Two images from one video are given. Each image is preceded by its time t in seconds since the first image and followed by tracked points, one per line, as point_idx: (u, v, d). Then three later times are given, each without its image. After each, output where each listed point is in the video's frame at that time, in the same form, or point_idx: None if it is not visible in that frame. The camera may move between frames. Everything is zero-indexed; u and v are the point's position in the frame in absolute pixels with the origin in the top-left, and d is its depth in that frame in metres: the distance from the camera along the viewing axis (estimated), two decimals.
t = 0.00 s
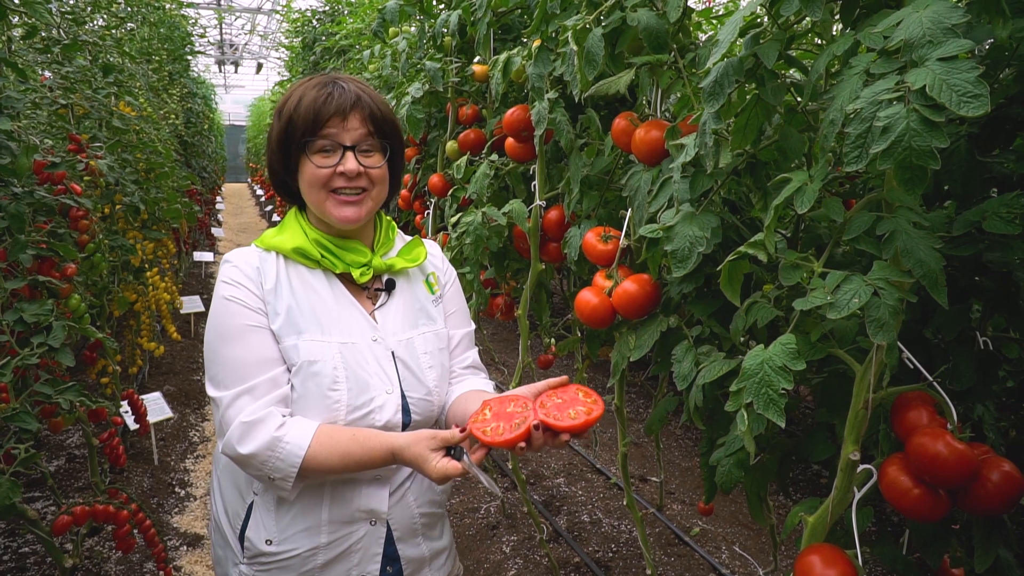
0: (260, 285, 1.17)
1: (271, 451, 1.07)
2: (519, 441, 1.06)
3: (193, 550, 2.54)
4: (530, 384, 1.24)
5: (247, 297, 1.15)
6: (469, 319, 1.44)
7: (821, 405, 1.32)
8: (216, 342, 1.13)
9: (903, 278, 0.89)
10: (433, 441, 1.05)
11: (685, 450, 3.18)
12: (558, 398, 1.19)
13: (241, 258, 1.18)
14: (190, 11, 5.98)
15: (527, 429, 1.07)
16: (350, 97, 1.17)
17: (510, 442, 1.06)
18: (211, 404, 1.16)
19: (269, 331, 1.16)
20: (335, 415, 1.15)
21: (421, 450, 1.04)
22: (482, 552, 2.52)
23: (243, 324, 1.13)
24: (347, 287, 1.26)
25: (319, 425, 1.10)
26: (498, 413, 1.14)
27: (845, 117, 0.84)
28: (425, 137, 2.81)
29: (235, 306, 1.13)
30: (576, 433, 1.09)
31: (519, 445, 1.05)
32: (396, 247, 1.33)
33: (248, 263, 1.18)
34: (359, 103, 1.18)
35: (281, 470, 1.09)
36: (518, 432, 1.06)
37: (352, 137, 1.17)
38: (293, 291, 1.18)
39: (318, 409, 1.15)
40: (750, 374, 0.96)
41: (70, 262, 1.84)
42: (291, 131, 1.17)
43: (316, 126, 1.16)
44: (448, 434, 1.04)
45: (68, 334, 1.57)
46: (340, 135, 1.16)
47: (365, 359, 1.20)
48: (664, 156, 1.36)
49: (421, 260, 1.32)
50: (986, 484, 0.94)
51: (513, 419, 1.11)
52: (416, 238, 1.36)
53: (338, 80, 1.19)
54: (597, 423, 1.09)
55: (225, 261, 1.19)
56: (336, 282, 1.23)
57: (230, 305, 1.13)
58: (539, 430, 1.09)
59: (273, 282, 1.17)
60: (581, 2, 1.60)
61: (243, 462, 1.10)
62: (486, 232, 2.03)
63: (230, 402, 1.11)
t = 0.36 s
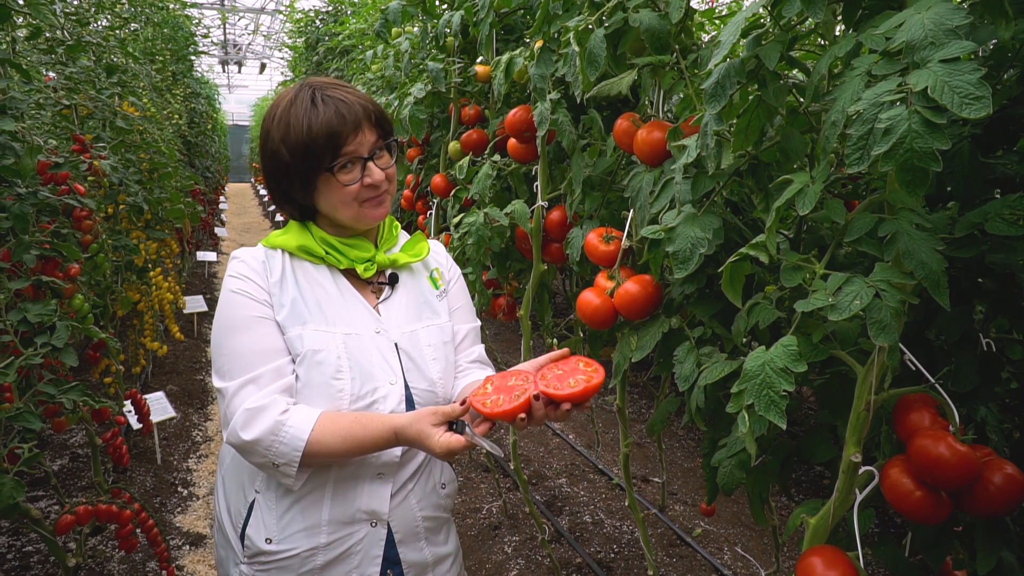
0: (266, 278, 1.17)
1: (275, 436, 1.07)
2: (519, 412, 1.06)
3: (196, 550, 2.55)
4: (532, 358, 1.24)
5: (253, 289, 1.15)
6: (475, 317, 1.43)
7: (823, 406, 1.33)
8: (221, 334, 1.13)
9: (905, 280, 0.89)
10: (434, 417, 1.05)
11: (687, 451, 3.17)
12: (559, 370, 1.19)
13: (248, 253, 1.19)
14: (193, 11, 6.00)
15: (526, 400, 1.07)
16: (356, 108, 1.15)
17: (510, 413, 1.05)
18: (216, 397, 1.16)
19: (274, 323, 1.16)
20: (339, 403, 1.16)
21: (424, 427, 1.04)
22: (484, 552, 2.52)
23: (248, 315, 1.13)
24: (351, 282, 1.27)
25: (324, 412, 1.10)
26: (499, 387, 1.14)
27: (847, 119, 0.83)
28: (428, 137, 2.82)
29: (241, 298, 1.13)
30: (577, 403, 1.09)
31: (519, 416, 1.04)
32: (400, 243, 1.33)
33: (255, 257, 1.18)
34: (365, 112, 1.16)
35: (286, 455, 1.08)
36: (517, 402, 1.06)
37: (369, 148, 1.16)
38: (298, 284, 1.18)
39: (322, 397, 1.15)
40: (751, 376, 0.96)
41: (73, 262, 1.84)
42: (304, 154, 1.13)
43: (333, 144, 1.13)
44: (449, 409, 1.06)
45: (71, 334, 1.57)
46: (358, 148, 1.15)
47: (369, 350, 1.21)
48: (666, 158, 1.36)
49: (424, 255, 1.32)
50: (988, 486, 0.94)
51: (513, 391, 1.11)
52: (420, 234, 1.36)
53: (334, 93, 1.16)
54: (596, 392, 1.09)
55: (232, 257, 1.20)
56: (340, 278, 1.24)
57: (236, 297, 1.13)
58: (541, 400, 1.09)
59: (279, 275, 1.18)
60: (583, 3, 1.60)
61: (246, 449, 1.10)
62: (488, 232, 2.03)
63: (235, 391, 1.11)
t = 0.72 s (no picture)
0: (269, 286, 1.17)
1: (276, 449, 1.08)
2: (515, 429, 1.07)
3: (199, 549, 2.55)
4: (531, 374, 1.25)
5: (256, 298, 1.16)
6: (478, 321, 1.43)
7: (825, 407, 1.32)
8: (224, 342, 1.14)
9: (906, 282, 0.89)
10: (433, 434, 1.06)
11: (690, 452, 3.17)
12: (557, 386, 1.20)
13: (251, 259, 1.19)
14: (197, 12, 6.02)
15: (523, 418, 1.08)
16: (353, 123, 1.13)
17: (507, 430, 1.07)
18: (219, 403, 1.17)
19: (276, 332, 1.17)
20: (341, 416, 1.17)
21: (423, 444, 1.05)
22: (487, 553, 2.52)
23: (251, 325, 1.14)
24: (354, 290, 1.27)
25: (325, 424, 1.11)
26: (497, 403, 1.16)
27: (848, 120, 0.83)
28: (431, 138, 2.82)
29: (244, 306, 1.14)
30: (574, 420, 1.09)
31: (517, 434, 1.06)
32: (404, 250, 1.33)
33: (258, 264, 1.19)
34: (362, 129, 1.14)
35: (286, 467, 1.10)
36: (515, 419, 1.07)
37: (358, 167, 1.15)
38: (301, 293, 1.19)
39: (324, 409, 1.16)
40: (752, 377, 0.96)
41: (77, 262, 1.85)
42: (294, 164, 1.14)
43: (322, 159, 1.13)
44: (446, 426, 1.06)
45: (75, 334, 1.58)
46: (346, 166, 1.14)
47: (371, 361, 1.21)
48: (669, 158, 1.35)
49: (429, 264, 1.32)
50: (990, 488, 0.94)
51: (511, 409, 1.12)
52: (425, 241, 1.35)
53: (337, 104, 1.14)
54: (593, 407, 1.09)
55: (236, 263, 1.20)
56: (343, 285, 1.23)
57: (239, 305, 1.14)
58: (537, 417, 1.10)
59: (281, 283, 1.18)
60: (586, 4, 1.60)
61: (249, 459, 1.11)
62: (491, 233, 2.04)
63: (237, 401, 1.12)
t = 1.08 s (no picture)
0: (272, 299, 1.16)
1: (280, 470, 1.09)
2: (517, 461, 1.06)
3: (202, 548, 2.56)
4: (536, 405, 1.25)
5: (260, 313, 1.15)
6: (483, 326, 1.43)
7: (826, 407, 1.33)
8: (228, 358, 1.14)
9: (906, 280, 0.89)
10: (435, 463, 1.07)
11: (693, 451, 3.17)
12: (559, 418, 1.18)
13: (255, 270, 1.18)
14: (201, 12, 6.04)
15: (524, 450, 1.07)
16: (402, 164, 1.11)
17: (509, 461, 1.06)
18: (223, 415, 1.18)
19: (280, 348, 1.16)
20: (344, 434, 1.18)
21: (425, 473, 1.07)
22: (489, 552, 2.52)
23: (256, 341, 1.14)
24: (361, 305, 1.26)
25: (329, 444, 1.12)
26: (499, 436, 1.15)
27: (848, 120, 0.83)
28: (433, 137, 2.82)
29: (247, 322, 1.13)
30: (575, 452, 1.09)
31: (518, 465, 1.05)
32: (412, 261, 1.31)
33: (261, 275, 1.18)
34: (409, 168, 1.11)
35: (289, 487, 1.11)
36: (516, 452, 1.07)
37: (399, 207, 1.12)
38: (305, 307, 1.17)
39: (328, 426, 1.17)
40: (752, 376, 0.96)
41: (81, 262, 1.86)
42: (333, 198, 1.09)
43: (366, 196, 1.09)
44: (447, 455, 1.07)
45: (78, 333, 1.58)
46: (388, 205, 1.11)
47: (376, 378, 1.21)
48: (670, 158, 1.36)
49: (437, 276, 1.31)
50: (989, 487, 0.94)
51: (512, 441, 1.12)
52: (432, 252, 1.34)
53: (384, 139, 1.11)
54: (592, 440, 1.09)
55: (239, 272, 1.19)
56: (349, 300, 1.22)
57: (242, 321, 1.13)
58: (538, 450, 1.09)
59: (285, 297, 1.16)
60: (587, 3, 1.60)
61: (253, 477, 1.12)
62: (492, 233, 2.04)
63: (241, 418, 1.12)
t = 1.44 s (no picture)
0: (276, 303, 1.16)
1: (289, 479, 1.09)
2: (537, 475, 1.04)
3: (204, 546, 2.57)
4: (552, 416, 1.23)
5: (263, 317, 1.15)
6: (489, 326, 1.43)
7: (827, 406, 1.32)
8: (232, 364, 1.14)
9: (905, 279, 0.89)
10: (450, 472, 1.07)
11: (695, 451, 3.17)
12: (577, 430, 1.16)
13: (258, 274, 1.18)
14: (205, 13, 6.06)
15: (544, 464, 1.05)
16: (409, 156, 1.10)
17: (529, 475, 1.04)
18: (227, 421, 1.18)
19: (285, 353, 1.16)
20: (353, 439, 1.18)
21: (439, 481, 1.06)
22: (490, 551, 2.53)
23: (261, 346, 1.14)
24: (368, 307, 1.26)
25: (337, 450, 1.12)
26: (516, 447, 1.13)
27: (847, 118, 0.83)
28: (435, 137, 2.83)
29: (251, 327, 1.13)
30: (595, 468, 1.07)
31: (537, 479, 1.03)
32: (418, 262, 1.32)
33: (264, 279, 1.18)
34: (416, 160, 1.11)
35: (298, 495, 1.11)
36: (536, 466, 1.05)
37: (408, 201, 1.12)
38: (309, 312, 1.17)
39: (336, 432, 1.18)
40: (751, 374, 0.96)
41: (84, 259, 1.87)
42: (342, 195, 1.09)
43: (375, 191, 1.09)
44: (463, 467, 1.06)
45: (80, 331, 1.58)
46: (397, 199, 1.11)
47: (384, 381, 1.21)
48: (671, 157, 1.36)
49: (443, 277, 1.31)
50: (989, 486, 0.94)
51: (531, 454, 1.10)
52: (438, 252, 1.35)
53: (389, 131, 1.11)
54: (613, 457, 1.06)
55: (241, 275, 1.19)
56: (355, 302, 1.22)
57: (246, 326, 1.13)
58: (558, 464, 1.07)
59: (289, 301, 1.16)
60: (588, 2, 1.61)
61: (261, 486, 1.12)
62: (494, 232, 2.04)
63: (247, 425, 1.13)
